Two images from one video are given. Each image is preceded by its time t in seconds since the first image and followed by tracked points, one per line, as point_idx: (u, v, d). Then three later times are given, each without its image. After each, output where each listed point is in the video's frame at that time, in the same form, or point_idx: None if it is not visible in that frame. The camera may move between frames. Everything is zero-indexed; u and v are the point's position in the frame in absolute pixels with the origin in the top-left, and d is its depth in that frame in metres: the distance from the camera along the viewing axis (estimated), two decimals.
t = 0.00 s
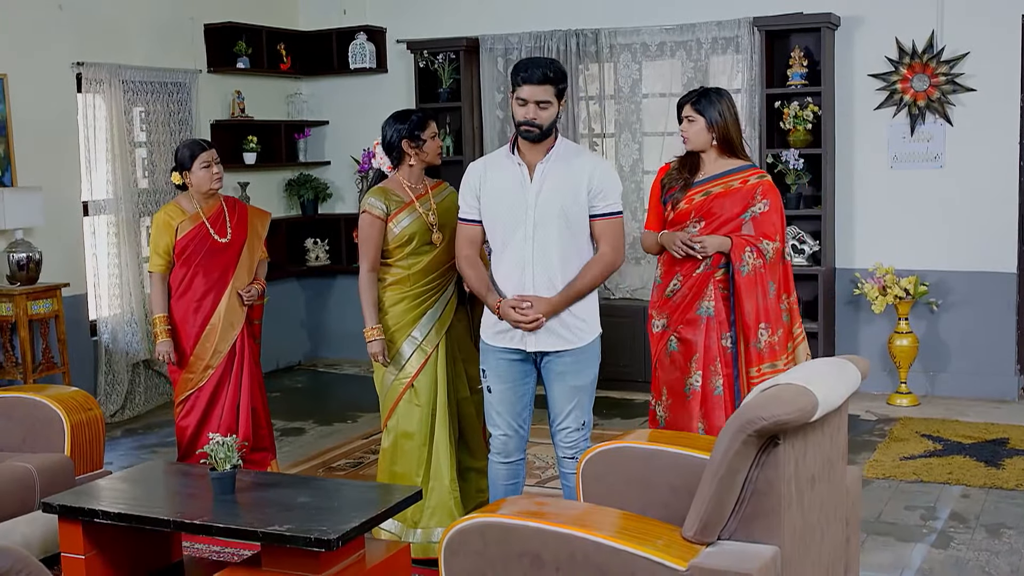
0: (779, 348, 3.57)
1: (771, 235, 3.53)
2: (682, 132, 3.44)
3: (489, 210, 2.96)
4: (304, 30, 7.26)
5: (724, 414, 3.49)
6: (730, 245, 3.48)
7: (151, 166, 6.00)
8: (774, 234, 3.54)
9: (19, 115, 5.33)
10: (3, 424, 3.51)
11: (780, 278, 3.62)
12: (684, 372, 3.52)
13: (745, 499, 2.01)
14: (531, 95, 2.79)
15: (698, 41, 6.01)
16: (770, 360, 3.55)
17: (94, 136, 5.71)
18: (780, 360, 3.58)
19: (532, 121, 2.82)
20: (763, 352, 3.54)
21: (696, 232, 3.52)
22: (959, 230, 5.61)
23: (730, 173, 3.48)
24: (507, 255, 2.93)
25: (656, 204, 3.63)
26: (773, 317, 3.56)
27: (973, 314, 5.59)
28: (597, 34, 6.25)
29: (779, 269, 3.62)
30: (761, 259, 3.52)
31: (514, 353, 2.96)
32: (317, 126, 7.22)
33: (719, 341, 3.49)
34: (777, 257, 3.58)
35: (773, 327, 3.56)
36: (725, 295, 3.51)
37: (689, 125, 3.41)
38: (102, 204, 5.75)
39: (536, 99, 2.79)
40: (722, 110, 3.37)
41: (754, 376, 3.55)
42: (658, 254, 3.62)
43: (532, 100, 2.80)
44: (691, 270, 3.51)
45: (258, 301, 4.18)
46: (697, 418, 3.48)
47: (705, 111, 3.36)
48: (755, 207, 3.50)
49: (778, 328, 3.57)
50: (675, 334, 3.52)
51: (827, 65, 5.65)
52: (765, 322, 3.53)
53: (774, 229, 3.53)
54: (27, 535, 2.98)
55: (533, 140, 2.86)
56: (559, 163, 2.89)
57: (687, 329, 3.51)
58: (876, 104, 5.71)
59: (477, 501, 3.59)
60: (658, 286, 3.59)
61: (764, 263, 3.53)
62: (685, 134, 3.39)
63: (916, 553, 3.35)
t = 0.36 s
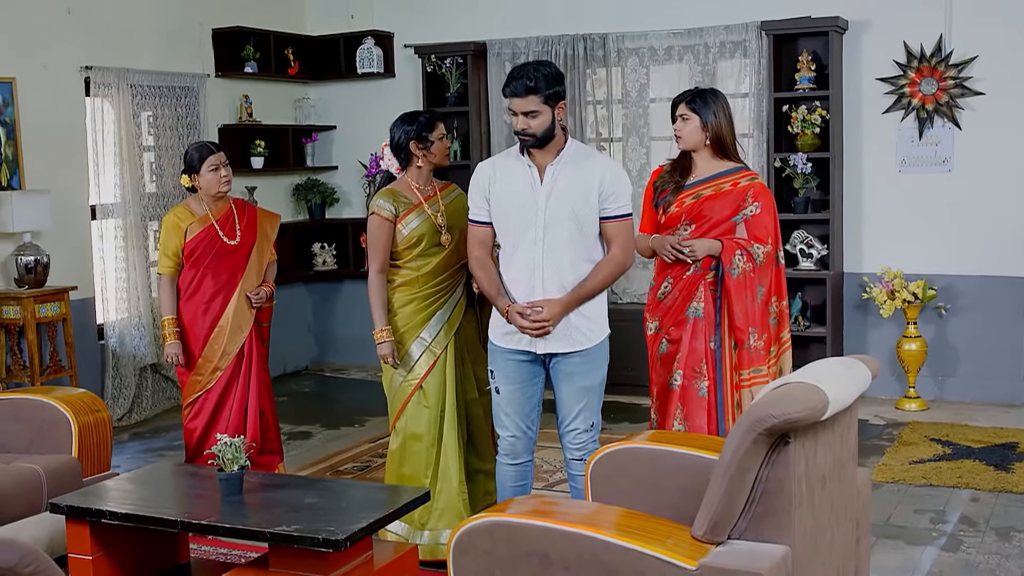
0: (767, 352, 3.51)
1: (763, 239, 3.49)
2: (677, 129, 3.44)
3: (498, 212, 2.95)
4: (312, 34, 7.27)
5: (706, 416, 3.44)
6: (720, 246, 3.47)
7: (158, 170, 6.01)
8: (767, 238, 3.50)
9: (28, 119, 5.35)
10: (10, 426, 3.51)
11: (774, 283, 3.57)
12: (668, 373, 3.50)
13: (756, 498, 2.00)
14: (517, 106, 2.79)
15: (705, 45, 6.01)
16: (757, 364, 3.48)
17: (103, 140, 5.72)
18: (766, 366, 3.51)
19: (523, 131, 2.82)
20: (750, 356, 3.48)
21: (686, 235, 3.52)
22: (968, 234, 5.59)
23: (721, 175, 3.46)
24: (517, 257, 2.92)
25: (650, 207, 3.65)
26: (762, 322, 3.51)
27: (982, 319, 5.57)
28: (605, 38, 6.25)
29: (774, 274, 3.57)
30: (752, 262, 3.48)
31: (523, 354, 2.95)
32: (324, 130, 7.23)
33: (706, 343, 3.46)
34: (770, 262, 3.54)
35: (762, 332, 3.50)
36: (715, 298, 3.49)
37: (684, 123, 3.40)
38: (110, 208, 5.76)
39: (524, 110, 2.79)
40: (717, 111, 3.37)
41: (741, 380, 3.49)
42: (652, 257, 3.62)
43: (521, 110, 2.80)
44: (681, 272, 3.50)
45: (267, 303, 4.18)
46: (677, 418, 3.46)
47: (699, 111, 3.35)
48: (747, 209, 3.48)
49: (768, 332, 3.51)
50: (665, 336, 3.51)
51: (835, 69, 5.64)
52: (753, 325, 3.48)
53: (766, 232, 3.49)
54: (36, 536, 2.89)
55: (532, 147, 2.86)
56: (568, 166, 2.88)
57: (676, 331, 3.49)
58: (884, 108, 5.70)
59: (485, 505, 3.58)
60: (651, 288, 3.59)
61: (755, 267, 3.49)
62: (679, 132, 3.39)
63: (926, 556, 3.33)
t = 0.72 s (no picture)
0: (757, 361, 3.49)
1: (759, 247, 3.48)
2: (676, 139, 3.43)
3: (501, 219, 2.95)
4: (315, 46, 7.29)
5: (699, 425, 3.44)
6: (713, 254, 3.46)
7: (161, 181, 6.01)
8: (764, 246, 3.49)
9: (31, 129, 5.35)
10: (12, 435, 3.50)
11: (771, 292, 3.55)
12: (664, 382, 3.51)
13: (761, 505, 1.99)
14: (522, 113, 2.79)
15: (708, 56, 6.02)
16: (748, 372, 3.47)
17: (106, 151, 5.73)
18: (755, 375, 3.48)
19: (529, 138, 2.82)
20: (740, 364, 3.47)
21: (683, 243, 3.52)
22: (971, 246, 5.58)
23: (719, 183, 3.46)
24: (520, 264, 2.92)
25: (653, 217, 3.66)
26: (755, 331, 3.50)
27: (986, 330, 5.56)
28: (607, 49, 6.26)
29: (770, 281, 3.54)
30: (745, 270, 3.47)
31: (527, 363, 2.94)
32: (327, 142, 7.24)
33: (701, 352, 3.47)
34: (766, 270, 3.52)
35: (754, 340, 3.49)
36: (709, 306, 3.49)
37: (683, 132, 3.40)
38: (112, 219, 5.76)
39: (529, 117, 2.79)
40: (714, 120, 3.35)
41: (731, 389, 3.47)
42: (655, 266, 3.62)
43: (526, 118, 2.79)
44: (678, 281, 3.50)
45: (271, 313, 4.18)
46: (670, 427, 3.47)
47: (696, 120, 3.34)
48: (743, 217, 3.46)
49: (759, 340, 3.50)
50: (664, 345, 3.51)
51: (838, 80, 5.65)
52: (744, 334, 3.47)
53: (763, 240, 3.48)
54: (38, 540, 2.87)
55: (536, 155, 2.86)
56: (571, 173, 2.88)
57: (673, 340, 3.50)
58: (887, 119, 5.70)
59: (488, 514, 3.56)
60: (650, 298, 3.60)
61: (748, 275, 3.47)
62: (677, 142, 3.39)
63: (930, 566, 3.31)
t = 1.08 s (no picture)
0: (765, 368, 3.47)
1: (767, 254, 3.45)
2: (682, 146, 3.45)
3: (506, 225, 2.95)
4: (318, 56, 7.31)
5: (706, 433, 3.44)
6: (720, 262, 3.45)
7: (163, 190, 6.01)
8: (772, 253, 3.46)
9: (33, 138, 5.36)
10: (13, 441, 3.49)
11: (780, 298, 3.53)
12: (671, 389, 3.51)
13: (766, 509, 1.98)
14: (530, 117, 2.79)
15: (711, 66, 6.02)
16: (755, 380, 3.45)
17: (108, 159, 5.73)
18: (763, 382, 3.47)
19: (536, 143, 2.82)
20: (748, 372, 3.45)
21: (691, 251, 3.52)
22: (975, 256, 5.57)
23: (726, 190, 3.45)
24: (525, 270, 2.92)
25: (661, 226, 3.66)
26: (763, 338, 3.48)
27: (990, 341, 5.54)
28: (610, 60, 6.26)
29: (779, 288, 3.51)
30: (753, 277, 3.45)
31: (530, 369, 2.93)
32: (329, 152, 7.24)
33: (708, 360, 3.46)
34: (775, 277, 3.49)
35: (761, 348, 3.47)
36: (717, 313, 3.48)
37: (689, 140, 3.41)
38: (115, 227, 5.76)
39: (537, 121, 2.79)
40: (721, 127, 3.37)
41: (738, 397, 3.46)
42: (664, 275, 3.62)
43: (533, 122, 2.79)
44: (685, 288, 3.50)
45: (275, 320, 4.18)
46: (678, 436, 3.47)
47: (702, 128, 3.36)
48: (750, 224, 3.45)
49: (767, 348, 3.48)
50: (672, 353, 3.52)
51: (840, 91, 5.65)
52: (751, 341, 3.45)
53: (771, 247, 3.45)
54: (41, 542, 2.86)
55: (542, 160, 2.86)
56: (576, 179, 2.88)
57: (681, 348, 3.50)
58: (890, 129, 5.70)
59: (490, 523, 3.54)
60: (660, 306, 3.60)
61: (755, 282, 3.46)
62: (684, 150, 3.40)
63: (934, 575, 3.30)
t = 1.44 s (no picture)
0: (774, 368, 3.46)
1: (775, 253, 3.45)
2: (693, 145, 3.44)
3: (507, 224, 2.94)
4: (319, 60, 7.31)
5: (715, 434, 3.44)
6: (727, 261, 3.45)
7: (163, 193, 6.00)
8: (780, 252, 3.45)
9: (34, 141, 5.36)
10: (13, 441, 3.48)
11: (788, 297, 3.52)
12: (680, 389, 3.51)
13: (769, 506, 1.97)
14: (534, 114, 2.78)
15: (712, 69, 6.02)
16: (764, 380, 3.44)
17: (109, 162, 5.73)
18: (772, 382, 3.46)
19: (540, 140, 2.81)
20: (757, 372, 3.44)
21: (698, 251, 3.52)
22: (976, 259, 5.56)
23: (733, 190, 3.45)
24: (526, 270, 2.91)
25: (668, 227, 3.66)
26: (772, 337, 3.48)
27: (991, 344, 5.54)
28: (611, 63, 6.26)
29: (788, 287, 3.50)
30: (761, 276, 3.45)
31: (531, 368, 2.92)
32: (330, 155, 7.24)
33: (717, 360, 3.46)
34: (783, 276, 3.49)
35: (770, 347, 3.47)
36: (725, 312, 3.48)
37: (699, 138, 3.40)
38: (115, 229, 5.75)
39: (541, 118, 2.78)
40: (730, 126, 3.36)
41: (747, 398, 3.45)
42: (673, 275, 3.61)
43: (538, 119, 2.78)
44: (693, 288, 3.50)
45: (276, 321, 4.17)
46: (688, 436, 3.46)
47: (713, 126, 3.35)
48: (758, 223, 3.44)
49: (776, 347, 3.47)
50: (680, 353, 3.51)
51: (841, 93, 5.65)
52: (759, 341, 3.44)
53: (779, 246, 3.44)
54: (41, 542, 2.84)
55: (546, 158, 2.85)
56: (578, 178, 2.87)
57: (690, 348, 3.50)
58: (891, 132, 5.70)
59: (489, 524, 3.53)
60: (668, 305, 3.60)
61: (764, 281, 3.45)
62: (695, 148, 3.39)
63: None
